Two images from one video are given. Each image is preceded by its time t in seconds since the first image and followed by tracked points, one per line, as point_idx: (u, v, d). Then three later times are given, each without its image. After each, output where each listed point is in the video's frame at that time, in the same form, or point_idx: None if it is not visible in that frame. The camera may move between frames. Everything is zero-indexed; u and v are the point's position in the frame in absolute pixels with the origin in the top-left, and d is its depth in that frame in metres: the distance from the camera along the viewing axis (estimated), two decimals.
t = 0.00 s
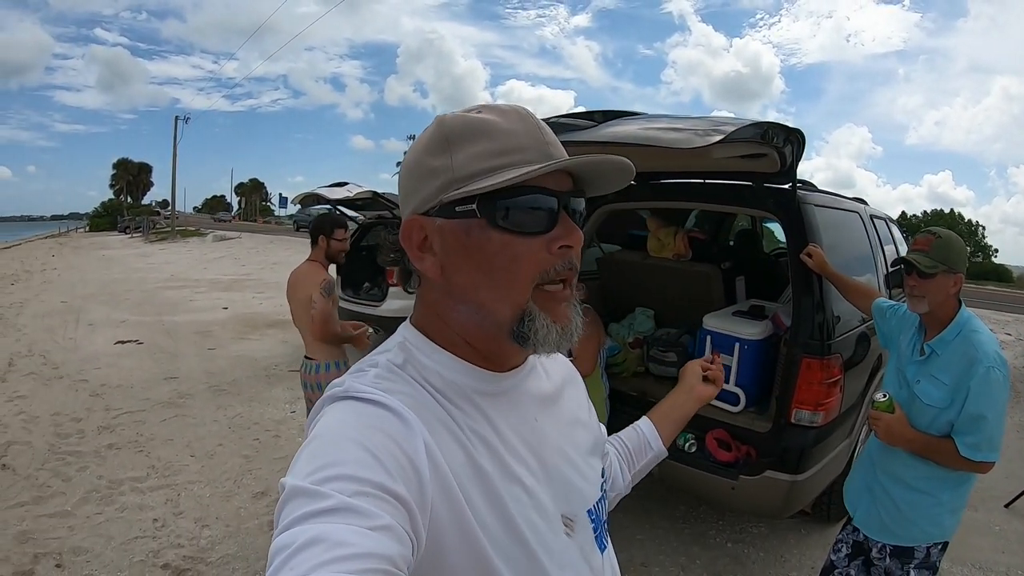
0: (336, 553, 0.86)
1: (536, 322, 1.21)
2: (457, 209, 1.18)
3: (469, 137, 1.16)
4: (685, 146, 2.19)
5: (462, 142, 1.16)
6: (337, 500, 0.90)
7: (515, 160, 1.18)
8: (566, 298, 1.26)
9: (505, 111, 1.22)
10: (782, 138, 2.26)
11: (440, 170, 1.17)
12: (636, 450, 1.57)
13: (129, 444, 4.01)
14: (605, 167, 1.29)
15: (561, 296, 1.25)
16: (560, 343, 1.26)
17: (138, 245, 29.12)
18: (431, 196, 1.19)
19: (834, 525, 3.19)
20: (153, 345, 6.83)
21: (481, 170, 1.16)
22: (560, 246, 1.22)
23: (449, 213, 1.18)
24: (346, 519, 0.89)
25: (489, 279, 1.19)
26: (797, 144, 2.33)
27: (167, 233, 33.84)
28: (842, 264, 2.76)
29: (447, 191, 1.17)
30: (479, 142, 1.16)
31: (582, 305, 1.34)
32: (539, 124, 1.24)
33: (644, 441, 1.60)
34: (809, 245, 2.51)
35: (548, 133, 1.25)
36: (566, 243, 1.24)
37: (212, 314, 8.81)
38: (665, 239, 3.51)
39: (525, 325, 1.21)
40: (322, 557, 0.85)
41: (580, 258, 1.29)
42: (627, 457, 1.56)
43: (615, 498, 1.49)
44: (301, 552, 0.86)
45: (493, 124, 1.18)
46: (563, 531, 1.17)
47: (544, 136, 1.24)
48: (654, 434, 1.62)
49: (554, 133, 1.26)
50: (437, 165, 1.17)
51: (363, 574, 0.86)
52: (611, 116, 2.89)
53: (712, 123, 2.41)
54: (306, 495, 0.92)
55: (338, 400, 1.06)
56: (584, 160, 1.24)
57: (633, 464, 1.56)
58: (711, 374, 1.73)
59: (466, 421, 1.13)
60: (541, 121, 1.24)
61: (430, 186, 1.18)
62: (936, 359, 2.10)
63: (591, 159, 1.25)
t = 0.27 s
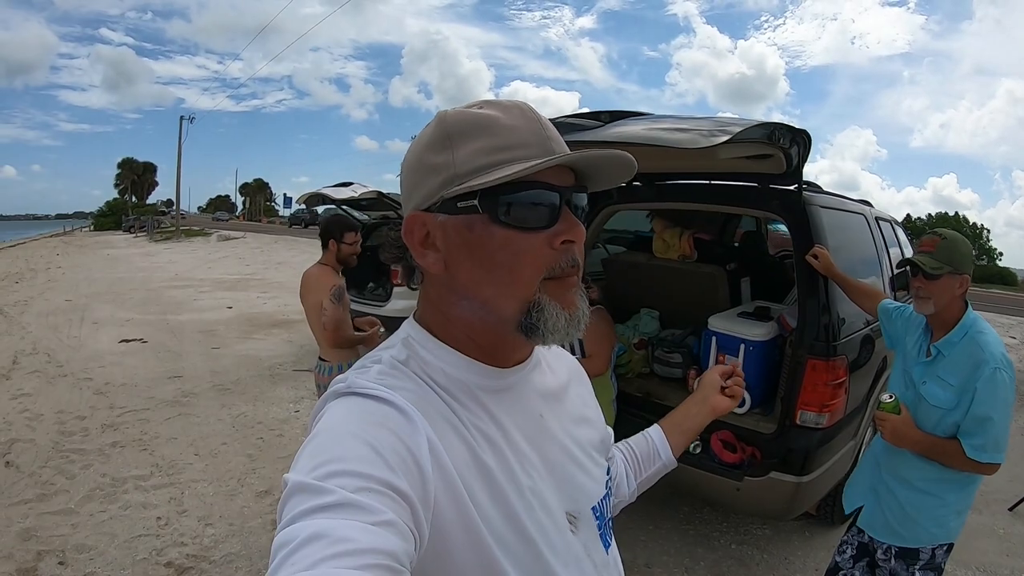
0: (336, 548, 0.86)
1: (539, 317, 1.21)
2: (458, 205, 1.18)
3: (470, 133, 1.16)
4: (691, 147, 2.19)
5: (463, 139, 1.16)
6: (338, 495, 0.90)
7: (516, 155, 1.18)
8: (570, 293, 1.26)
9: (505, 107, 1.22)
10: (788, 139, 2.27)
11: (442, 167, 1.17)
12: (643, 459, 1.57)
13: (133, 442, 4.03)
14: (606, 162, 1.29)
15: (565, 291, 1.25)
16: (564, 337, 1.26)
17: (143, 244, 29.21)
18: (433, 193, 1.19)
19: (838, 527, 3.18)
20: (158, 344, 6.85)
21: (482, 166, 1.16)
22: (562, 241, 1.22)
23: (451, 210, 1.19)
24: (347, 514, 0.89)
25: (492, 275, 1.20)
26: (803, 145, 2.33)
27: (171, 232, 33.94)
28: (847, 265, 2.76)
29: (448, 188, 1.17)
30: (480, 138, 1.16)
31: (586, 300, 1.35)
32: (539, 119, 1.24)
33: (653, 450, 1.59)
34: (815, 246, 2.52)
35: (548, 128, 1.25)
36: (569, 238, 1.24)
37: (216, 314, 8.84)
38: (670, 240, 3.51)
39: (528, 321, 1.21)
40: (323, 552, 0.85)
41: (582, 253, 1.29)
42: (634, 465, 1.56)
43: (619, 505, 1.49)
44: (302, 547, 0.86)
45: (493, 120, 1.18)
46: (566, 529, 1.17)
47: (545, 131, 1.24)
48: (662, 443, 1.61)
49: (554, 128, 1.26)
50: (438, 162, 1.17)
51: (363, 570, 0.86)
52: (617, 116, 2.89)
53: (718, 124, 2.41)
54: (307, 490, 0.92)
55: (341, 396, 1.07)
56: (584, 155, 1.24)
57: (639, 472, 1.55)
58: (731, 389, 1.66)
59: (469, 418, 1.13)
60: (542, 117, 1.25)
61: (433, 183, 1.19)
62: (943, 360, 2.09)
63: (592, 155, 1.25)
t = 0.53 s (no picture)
0: (348, 552, 0.86)
1: (550, 322, 1.20)
2: (466, 212, 1.18)
3: (477, 140, 1.16)
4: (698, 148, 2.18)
5: (470, 145, 1.16)
6: (351, 499, 0.90)
7: (523, 160, 1.17)
8: (580, 298, 1.25)
9: (512, 112, 1.22)
10: (795, 142, 2.27)
11: (450, 173, 1.17)
12: (649, 470, 1.56)
13: (133, 444, 4.02)
14: (614, 164, 1.28)
15: (575, 295, 1.24)
16: (574, 341, 1.26)
17: (143, 245, 29.21)
18: (441, 200, 1.20)
19: (842, 531, 3.18)
20: (158, 346, 6.85)
21: (489, 172, 1.16)
22: (571, 245, 1.22)
23: (459, 217, 1.19)
24: (360, 518, 0.89)
25: (502, 281, 1.19)
26: (810, 147, 2.34)
27: (171, 233, 33.95)
28: (852, 268, 2.77)
29: (457, 195, 1.17)
30: (487, 143, 1.16)
31: (596, 305, 1.34)
32: (546, 122, 1.24)
33: (659, 463, 1.58)
34: (821, 249, 2.54)
35: (555, 132, 1.24)
36: (578, 242, 1.23)
37: (217, 315, 8.84)
38: (675, 242, 3.52)
39: (538, 326, 1.20)
40: (335, 555, 0.85)
41: (592, 257, 1.29)
42: (640, 475, 1.54)
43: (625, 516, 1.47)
44: (314, 550, 0.86)
45: (500, 125, 1.17)
46: (578, 534, 1.17)
47: (552, 134, 1.23)
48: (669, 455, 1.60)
49: (561, 131, 1.25)
50: (446, 169, 1.17)
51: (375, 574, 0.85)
52: (624, 118, 2.90)
53: (725, 126, 2.41)
54: (321, 493, 0.92)
55: (355, 399, 1.06)
56: (592, 158, 1.24)
57: (645, 483, 1.54)
58: (745, 404, 1.67)
59: (481, 422, 1.13)
60: (548, 120, 1.24)
61: (441, 190, 1.19)
62: (952, 363, 2.09)
63: (599, 157, 1.24)
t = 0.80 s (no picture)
0: (351, 554, 0.85)
1: (548, 325, 1.20)
2: (462, 218, 1.17)
3: (470, 146, 1.15)
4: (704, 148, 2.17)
5: (464, 152, 1.15)
6: (353, 501, 0.89)
7: (516, 165, 1.16)
8: (577, 300, 1.25)
9: (503, 117, 1.20)
10: (801, 141, 2.26)
11: (444, 180, 1.16)
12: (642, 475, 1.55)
13: (131, 449, 4.00)
14: (606, 166, 1.28)
15: (572, 298, 1.24)
16: (571, 343, 1.26)
17: (139, 247, 29.12)
18: (436, 207, 1.18)
19: (846, 531, 3.18)
20: (155, 348, 6.82)
21: (484, 179, 1.15)
22: (568, 248, 1.21)
23: (455, 224, 1.17)
24: (362, 520, 0.88)
25: (499, 285, 1.18)
26: (816, 146, 2.33)
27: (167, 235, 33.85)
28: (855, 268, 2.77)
29: (452, 202, 1.16)
30: (480, 150, 1.15)
31: (593, 307, 1.34)
32: (538, 126, 1.22)
33: (652, 467, 1.57)
34: (826, 249, 2.53)
35: (547, 134, 1.24)
36: (574, 245, 1.23)
37: (214, 317, 8.81)
38: (677, 242, 3.52)
39: (537, 329, 1.20)
40: (337, 557, 0.84)
41: (589, 259, 1.28)
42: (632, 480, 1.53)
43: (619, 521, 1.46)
44: (316, 553, 0.85)
45: (493, 131, 1.16)
46: (578, 537, 1.16)
47: (545, 139, 1.22)
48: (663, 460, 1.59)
49: (554, 134, 1.24)
50: (441, 176, 1.16)
51: None
52: (627, 117, 2.90)
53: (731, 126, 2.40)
54: (323, 495, 0.91)
55: (356, 402, 1.05)
56: (585, 162, 1.23)
57: (638, 488, 1.53)
58: (738, 404, 1.69)
59: (482, 425, 1.12)
60: (540, 124, 1.23)
61: (436, 197, 1.17)
62: (962, 364, 2.09)
63: (591, 160, 1.24)
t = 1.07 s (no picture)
0: (351, 556, 0.83)
1: (552, 326, 1.19)
2: (468, 218, 1.15)
3: (476, 149, 1.14)
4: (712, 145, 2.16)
5: (469, 153, 1.14)
6: (353, 503, 0.88)
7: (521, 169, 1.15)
8: (577, 301, 1.25)
9: (507, 122, 1.20)
10: (808, 135, 2.25)
11: (449, 181, 1.14)
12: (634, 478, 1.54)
13: (131, 458, 3.98)
14: (607, 171, 1.29)
15: (573, 299, 1.24)
16: (571, 343, 1.26)
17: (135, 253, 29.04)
18: (441, 208, 1.16)
19: (853, 526, 3.18)
20: (154, 355, 6.80)
21: (489, 180, 1.13)
22: (571, 250, 1.21)
23: (460, 224, 1.16)
24: (362, 522, 0.87)
25: (504, 286, 1.17)
26: (822, 140, 2.32)
27: (163, 241, 33.75)
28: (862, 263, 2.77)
29: (456, 203, 1.14)
30: (486, 152, 1.14)
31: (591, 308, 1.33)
32: (541, 133, 1.22)
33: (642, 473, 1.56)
34: (834, 244, 2.51)
35: (550, 141, 1.23)
36: (577, 247, 1.22)
37: (212, 322, 8.78)
38: (681, 239, 3.52)
39: (540, 330, 1.19)
40: (337, 559, 0.83)
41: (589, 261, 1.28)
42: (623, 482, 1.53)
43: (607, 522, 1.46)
44: (316, 555, 0.84)
45: (498, 134, 1.15)
46: (575, 538, 1.15)
47: (548, 144, 1.22)
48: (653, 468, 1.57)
49: (556, 140, 1.24)
50: (446, 177, 1.14)
51: None
52: (632, 114, 2.90)
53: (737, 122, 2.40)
54: (322, 498, 0.89)
55: (354, 404, 1.04)
56: (588, 167, 1.23)
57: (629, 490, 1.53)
58: (730, 416, 1.67)
59: (482, 426, 1.11)
60: (542, 129, 1.22)
61: (441, 198, 1.16)
62: (976, 358, 2.08)
63: (593, 166, 1.24)
